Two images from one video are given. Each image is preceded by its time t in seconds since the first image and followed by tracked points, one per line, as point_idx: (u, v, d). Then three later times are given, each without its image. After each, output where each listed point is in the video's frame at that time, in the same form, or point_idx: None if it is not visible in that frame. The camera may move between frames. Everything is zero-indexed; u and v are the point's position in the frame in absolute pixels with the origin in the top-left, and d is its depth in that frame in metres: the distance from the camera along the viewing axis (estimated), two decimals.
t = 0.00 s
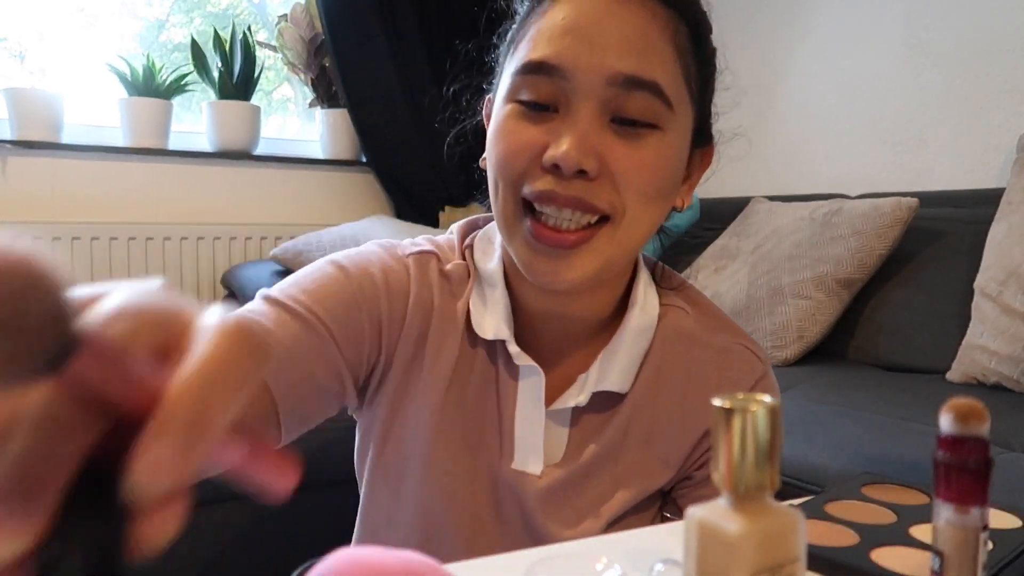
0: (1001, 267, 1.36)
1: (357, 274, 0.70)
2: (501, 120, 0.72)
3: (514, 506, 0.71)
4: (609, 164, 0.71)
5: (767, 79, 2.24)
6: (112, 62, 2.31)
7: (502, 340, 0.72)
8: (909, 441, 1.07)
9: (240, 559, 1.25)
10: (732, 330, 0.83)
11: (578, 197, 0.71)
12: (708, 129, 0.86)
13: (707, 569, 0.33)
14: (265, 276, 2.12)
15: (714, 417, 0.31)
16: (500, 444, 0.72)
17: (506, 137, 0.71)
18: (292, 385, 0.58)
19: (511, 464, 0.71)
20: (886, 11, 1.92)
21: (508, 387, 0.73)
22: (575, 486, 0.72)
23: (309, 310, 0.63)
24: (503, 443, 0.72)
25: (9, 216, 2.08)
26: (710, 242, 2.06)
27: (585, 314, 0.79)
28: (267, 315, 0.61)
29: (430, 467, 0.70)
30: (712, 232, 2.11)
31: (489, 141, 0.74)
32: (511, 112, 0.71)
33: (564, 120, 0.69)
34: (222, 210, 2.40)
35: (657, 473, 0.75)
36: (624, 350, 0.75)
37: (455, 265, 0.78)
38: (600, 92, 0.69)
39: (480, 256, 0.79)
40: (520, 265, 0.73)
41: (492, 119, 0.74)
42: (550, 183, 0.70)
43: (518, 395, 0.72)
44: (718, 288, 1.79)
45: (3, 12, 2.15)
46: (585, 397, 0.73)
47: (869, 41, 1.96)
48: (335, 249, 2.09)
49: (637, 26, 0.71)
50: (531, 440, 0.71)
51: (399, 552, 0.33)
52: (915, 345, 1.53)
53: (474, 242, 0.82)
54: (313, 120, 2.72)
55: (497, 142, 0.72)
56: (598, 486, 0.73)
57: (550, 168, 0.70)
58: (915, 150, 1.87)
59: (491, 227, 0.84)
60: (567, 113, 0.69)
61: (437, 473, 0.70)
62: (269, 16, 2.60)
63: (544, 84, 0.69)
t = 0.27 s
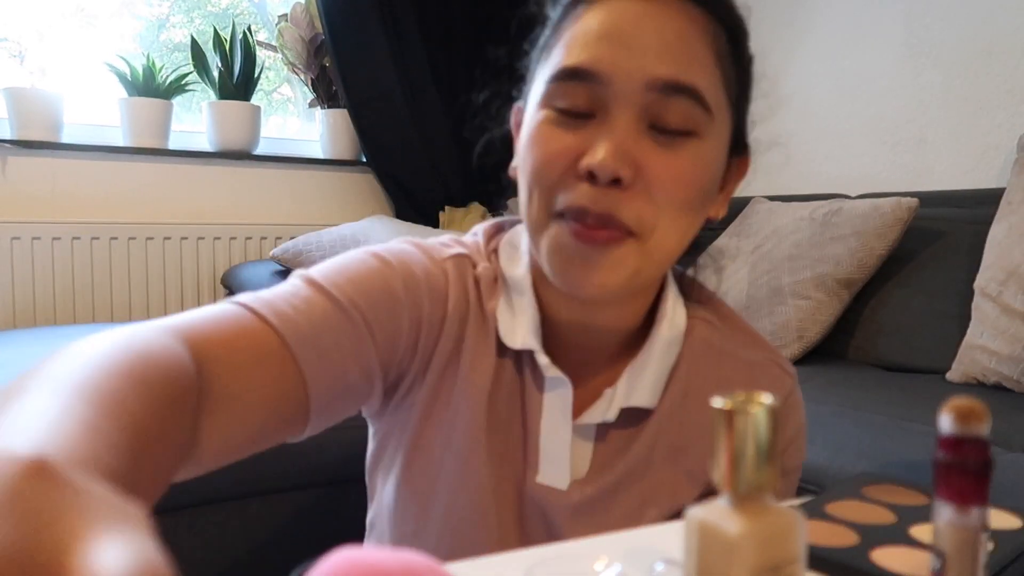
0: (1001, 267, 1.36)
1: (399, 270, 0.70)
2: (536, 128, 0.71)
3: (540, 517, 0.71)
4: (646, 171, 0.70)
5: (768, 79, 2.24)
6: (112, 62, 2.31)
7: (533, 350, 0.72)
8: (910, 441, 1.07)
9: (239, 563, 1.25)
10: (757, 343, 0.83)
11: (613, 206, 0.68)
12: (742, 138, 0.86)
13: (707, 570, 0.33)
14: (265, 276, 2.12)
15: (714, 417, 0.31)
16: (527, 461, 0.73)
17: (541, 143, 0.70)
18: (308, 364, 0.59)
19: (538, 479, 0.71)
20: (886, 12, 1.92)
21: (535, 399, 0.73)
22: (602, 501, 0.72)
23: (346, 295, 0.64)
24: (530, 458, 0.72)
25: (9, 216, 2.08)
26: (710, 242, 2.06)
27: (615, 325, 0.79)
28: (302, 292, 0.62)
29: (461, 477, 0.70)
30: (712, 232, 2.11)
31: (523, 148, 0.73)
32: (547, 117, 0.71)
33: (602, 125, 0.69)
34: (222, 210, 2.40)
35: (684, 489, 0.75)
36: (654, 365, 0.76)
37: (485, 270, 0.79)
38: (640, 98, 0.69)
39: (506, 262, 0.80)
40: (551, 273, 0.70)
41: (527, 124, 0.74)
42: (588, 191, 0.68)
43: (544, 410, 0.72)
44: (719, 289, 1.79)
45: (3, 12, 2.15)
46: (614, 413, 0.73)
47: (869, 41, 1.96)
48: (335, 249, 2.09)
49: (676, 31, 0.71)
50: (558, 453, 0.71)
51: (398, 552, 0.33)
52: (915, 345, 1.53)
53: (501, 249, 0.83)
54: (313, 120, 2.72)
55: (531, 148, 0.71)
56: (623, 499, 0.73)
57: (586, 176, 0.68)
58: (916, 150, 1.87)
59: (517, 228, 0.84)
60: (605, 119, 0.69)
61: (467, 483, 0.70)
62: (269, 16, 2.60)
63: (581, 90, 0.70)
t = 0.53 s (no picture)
0: (1001, 267, 1.36)
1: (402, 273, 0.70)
2: (541, 130, 0.72)
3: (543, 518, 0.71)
4: (655, 169, 0.70)
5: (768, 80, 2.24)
6: (112, 62, 2.31)
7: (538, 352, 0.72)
8: (909, 441, 1.07)
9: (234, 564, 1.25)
10: (761, 344, 0.83)
11: (622, 204, 0.70)
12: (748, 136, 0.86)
13: (706, 569, 0.33)
14: (265, 276, 2.12)
15: (714, 415, 0.31)
16: (530, 461, 0.73)
17: (547, 145, 0.71)
18: (309, 374, 0.59)
19: (540, 481, 0.72)
20: (886, 11, 1.92)
21: (539, 401, 0.73)
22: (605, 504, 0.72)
23: (347, 302, 0.64)
24: (533, 459, 0.73)
25: (9, 216, 2.08)
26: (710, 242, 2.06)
27: (621, 327, 0.79)
28: (303, 300, 0.62)
29: (464, 476, 0.70)
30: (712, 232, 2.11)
31: (528, 150, 0.73)
32: (552, 119, 0.71)
33: (608, 126, 0.70)
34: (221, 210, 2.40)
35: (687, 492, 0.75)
36: (658, 367, 0.76)
37: (490, 271, 0.79)
38: (646, 98, 0.69)
39: (510, 263, 0.80)
40: (560, 274, 0.72)
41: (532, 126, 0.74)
42: (594, 192, 0.69)
43: (548, 411, 0.73)
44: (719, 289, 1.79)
45: (3, 12, 2.15)
46: (617, 415, 0.73)
47: (869, 41, 1.96)
48: (335, 250, 2.09)
49: (680, 30, 0.71)
50: (561, 454, 0.72)
51: (400, 552, 0.33)
52: (915, 345, 1.53)
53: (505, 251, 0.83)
54: (313, 120, 2.72)
55: (536, 151, 0.72)
56: (626, 502, 0.73)
57: (593, 177, 0.69)
58: (916, 150, 1.87)
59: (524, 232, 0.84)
60: (611, 119, 0.70)
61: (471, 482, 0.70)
62: (269, 16, 2.60)
63: (586, 91, 0.70)
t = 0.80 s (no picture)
0: (1001, 267, 1.36)
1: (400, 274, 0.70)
2: (530, 134, 0.72)
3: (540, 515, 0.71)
4: (644, 169, 0.70)
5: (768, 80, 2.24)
6: (112, 62, 2.31)
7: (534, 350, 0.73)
8: (909, 441, 1.07)
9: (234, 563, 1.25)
10: (756, 341, 0.83)
11: (612, 206, 0.70)
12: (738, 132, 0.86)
13: (706, 570, 0.33)
14: (265, 276, 2.11)
15: (713, 415, 0.31)
16: (527, 458, 0.73)
17: (536, 148, 0.71)
18: (310, 372, 0.59)
19: (536, 477, 0.72)
20: (886, 11, 1.92)
21: (536, 399, 0.73)
22: (601, 500, 0.72)
23: (348, 301, 0.64)
24: (530, 456, 0.73)
25: (9, 216, 2.08)
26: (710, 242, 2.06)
27: (615, 325, 0.79)
28: (304, 300, 0.62)
29: (462, 475, 0.70)
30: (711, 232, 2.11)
31: (518, 154, 0.74)
32: (540, 123, 0.71)
33: (595, 128, 0.70)
34: (221, 210, 2.40)
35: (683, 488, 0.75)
36: (653, 364, 0.76)
37: (486, 271, 0.79)
38: (631, 98, 0.69)
39: (507, 264, 0.80)
40: (553, 277, 0.72)
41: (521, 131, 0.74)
42: (585, 195, 0.69)
43: (544, 406, 0.73)
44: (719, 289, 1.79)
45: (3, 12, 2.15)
46: (613, 412, 0.73)
47: (869, 41, 1.96)
48: (335, 250, 2.09)
49: (663, 29, 0.71)
50: (558, 452, 0.71)
51: (399, 552, 0.33)
52: (915, 345, 1.53)
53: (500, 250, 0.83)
54: (313, 120, 2.71)
55: (526, 155, 0.72)
56: (623, 499, 0.73)
57: (583, 180, 0.69)
58: (916, 150, 1.87)
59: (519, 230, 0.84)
60: (598, 121, 0.70)
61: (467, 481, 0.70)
62: (269, 16, 2.60)
63: (572, 94, 0.70)
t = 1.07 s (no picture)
0: (1001, 267, 1.36)
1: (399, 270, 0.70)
2: (519, 131, 0.72)
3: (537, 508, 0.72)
4: (631, 162, 0.71)
5: (768, 80, 2.24)
6: (112, 62, 2.31)
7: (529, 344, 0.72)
8: (909, 441, 1.07)
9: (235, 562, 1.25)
10: (751, 336, 0.83)
11: (602, 200, 0.70)
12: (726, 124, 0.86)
13: (706, 569, 0.33)
14: (265, 276, 2.12)
15: (713, 416, 0.31)
16: (523, 452, 0.73)
17: (525, 145, 0.71)
18: (313, 366, 0.59)
19: (532, 471, 0.72)
20: (886, 11, 1.92)
21: (530, 393, 0.73)
22: (597, 493, 0.72)
23: (348, 299, 0.63)
24: (526, 449, 0.73)
25: (10, 216, 2.08)
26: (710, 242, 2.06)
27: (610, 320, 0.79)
28: (305, 297, 0.62)
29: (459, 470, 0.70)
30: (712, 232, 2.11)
31: (507, 151, 0.74)
32: (528, 120, 0.71)
33: (583, 123, 0.70)
34: (222, 210, 2.40)
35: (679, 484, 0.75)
36: (648, 358, 0.75)
37: (480, 266, 0.79)
38: (617, 92, 0.69)
39: (500, 258, 0.80)
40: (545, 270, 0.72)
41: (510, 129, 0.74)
42: (574, 189, 0.69)
43: (539, 400, 0.73)
44: (719, 289, 1.79)
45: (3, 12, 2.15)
46: (609, 406, 0.73)
47: (869, 41, 1.96)
48: (335, 250, 2.09)
49: (647, 22, 0.71)
50: (553, 446, 0.71)
51: (399, 552, 0.33)
52: (915, 345, 1.53)
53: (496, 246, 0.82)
54: (313, 119, 2.71)
55: (515, 151, 0.72)
56: (619, 493, 0.74)
57: (572, 175, 0.69)
58: (916, 150, 1.87)
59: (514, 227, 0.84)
60: (585, 116, 0.70)
61: (464, 475, 0.70)
62: (269, 15, 2.59)
63: (559, 90, 0.70)
